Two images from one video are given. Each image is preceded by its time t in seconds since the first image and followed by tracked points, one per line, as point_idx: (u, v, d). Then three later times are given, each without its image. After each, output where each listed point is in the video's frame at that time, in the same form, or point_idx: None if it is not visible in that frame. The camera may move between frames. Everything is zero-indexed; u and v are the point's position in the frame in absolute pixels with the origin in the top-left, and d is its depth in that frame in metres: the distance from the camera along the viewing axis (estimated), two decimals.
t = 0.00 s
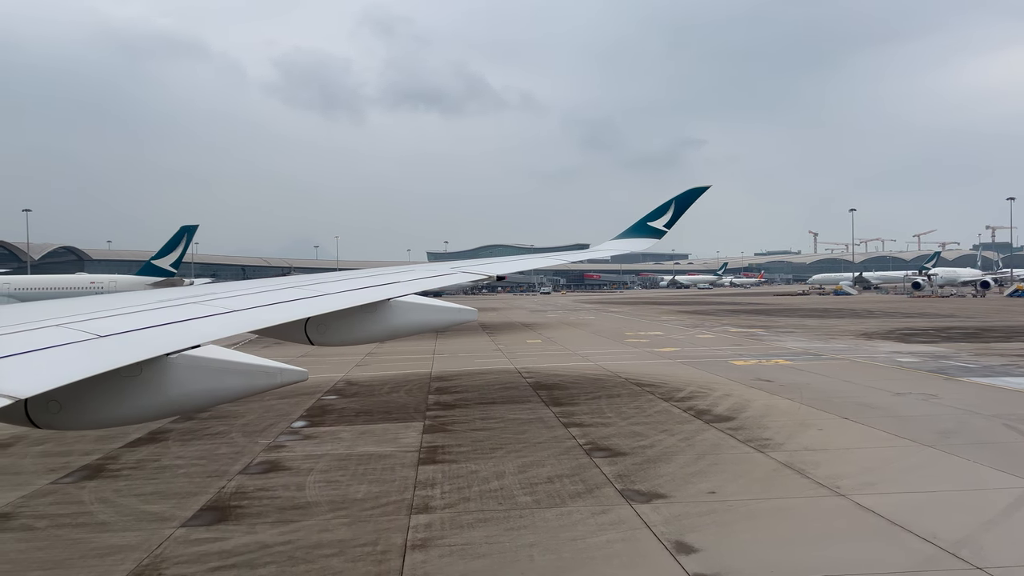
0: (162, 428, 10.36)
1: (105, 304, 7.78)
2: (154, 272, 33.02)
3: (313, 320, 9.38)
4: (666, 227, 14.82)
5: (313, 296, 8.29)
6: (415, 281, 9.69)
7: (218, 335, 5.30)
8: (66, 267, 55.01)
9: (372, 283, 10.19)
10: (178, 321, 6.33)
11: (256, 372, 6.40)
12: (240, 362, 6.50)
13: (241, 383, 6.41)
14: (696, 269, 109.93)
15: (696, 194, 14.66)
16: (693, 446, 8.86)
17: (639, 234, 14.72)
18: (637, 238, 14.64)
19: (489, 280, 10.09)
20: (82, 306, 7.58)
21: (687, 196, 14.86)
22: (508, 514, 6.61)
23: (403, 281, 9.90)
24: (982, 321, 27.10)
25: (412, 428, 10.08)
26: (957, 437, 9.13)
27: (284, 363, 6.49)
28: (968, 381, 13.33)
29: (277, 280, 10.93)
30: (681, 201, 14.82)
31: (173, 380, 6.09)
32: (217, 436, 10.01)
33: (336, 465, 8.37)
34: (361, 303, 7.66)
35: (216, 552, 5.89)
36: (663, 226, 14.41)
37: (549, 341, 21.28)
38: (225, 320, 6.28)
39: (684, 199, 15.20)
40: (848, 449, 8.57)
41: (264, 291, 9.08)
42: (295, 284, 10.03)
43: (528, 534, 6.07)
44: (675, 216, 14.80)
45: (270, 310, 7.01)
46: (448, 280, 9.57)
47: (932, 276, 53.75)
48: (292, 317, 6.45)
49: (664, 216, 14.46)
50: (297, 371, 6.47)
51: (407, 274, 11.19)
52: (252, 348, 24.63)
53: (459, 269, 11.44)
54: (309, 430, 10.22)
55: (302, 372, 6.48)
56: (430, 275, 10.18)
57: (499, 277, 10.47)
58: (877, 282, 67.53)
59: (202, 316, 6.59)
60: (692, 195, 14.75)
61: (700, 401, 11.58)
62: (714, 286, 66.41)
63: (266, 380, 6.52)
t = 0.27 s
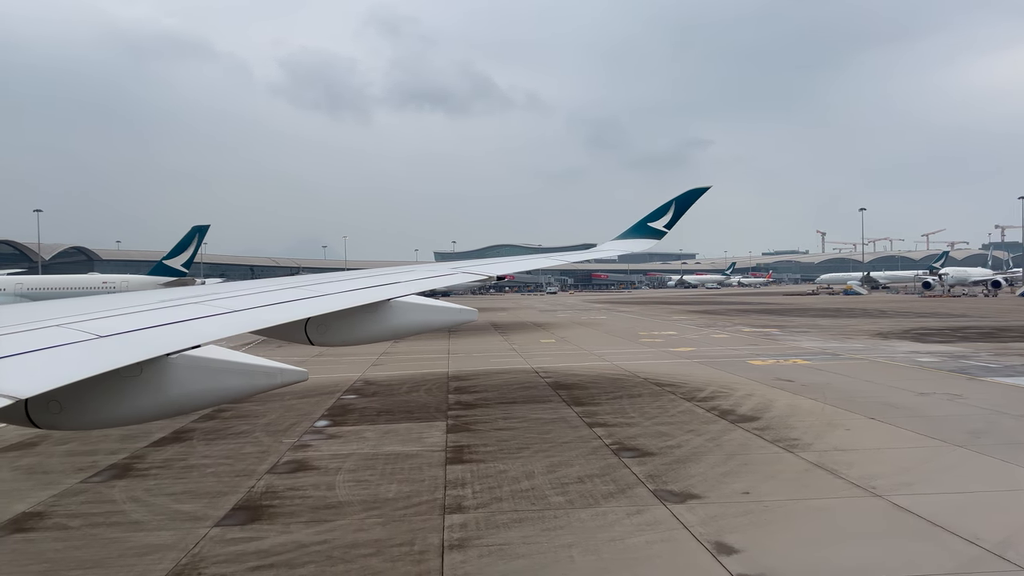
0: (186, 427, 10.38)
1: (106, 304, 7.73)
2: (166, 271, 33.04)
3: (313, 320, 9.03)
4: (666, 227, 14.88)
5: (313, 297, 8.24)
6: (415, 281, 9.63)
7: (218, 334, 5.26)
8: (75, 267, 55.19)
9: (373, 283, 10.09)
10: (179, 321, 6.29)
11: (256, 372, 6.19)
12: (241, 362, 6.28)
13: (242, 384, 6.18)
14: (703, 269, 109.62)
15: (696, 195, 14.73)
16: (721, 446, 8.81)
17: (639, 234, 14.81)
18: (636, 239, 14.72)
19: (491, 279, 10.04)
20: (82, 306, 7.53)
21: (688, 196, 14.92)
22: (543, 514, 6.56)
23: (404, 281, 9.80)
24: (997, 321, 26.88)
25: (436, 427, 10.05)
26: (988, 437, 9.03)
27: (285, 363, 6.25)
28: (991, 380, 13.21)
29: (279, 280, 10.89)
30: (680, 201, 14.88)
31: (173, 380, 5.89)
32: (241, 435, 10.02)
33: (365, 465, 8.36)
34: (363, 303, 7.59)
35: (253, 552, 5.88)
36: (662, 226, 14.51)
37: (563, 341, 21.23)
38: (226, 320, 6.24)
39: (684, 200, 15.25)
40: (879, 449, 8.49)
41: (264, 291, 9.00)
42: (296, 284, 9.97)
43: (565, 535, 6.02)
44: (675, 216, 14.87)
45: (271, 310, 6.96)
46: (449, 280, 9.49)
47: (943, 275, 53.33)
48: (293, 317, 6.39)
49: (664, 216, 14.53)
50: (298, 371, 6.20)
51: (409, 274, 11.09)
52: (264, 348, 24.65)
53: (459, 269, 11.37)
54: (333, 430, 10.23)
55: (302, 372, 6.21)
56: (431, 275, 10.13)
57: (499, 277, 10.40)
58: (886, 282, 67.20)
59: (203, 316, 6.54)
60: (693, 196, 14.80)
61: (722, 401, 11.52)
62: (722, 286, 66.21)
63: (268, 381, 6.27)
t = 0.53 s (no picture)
0: (209, 427, 10.40)
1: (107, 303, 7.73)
2: (177, 271, 33.04)
3: (313, 320, 8.86)
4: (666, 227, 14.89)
5: (314, 297, 8.23)
6: (415, 282, 9.62)
7: (218, 335, 5.26)
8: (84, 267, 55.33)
9: (373, 283, 10.05)
10: (180, 321, 6.29)
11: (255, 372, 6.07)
12: (241, 362, 6.27)
13: (241, 384, 6.15)
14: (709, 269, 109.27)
15: (696, 195, 14.75)
16: (750, 446, 8.75)
17: (639, 234, 14.83)
18: (636, 239, 14.73)
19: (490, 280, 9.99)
20: (83, 305, 7.53)
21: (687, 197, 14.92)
22: (578, 515, 6.51)
23: (403, 282, 9.76)
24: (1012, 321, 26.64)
25: (460, 427, 10.02)
26: (1019, 438, 8.94)
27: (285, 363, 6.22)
28: (1015, 380, 13.08)
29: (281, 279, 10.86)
30: (680, 202, 14.89)
31: (173, 379, 5.87)
32: (265, 435, 10.03)
33: (392, 464, 8.34)
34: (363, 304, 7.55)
35: (290, 552, 5.86)
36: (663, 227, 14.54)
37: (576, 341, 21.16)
38: (227, 320, 6.24)
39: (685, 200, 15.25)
40: (909, 449, 8.41)
41: (265, 291, 8.96)
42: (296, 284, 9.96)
43: (602, 535, 5.97)
44: (675, 216, 14.88)
45: (271, 311, 6.96)
46: (449, 280, 9.44)
47: (955, 275, 52.88)
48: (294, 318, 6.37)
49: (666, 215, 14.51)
50: (298, 371, 6.17)
51: (409, 274, 11.04)
52: (277, 348, 24.68)
53: (459, 269, 11.34)
54: (356, 429, 10.23)
55: (301, 372, 6.18)
56: (430, 276, 10.12)
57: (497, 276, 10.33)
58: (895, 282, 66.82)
59: (204, 316, 6.54)
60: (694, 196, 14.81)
61: (744, 401, 11.45)
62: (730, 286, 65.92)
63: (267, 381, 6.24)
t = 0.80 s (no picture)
0: (231, 426, 10.41)
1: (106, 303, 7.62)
2: (187, 271, 33.04)
3: (312, 320, 8.51)
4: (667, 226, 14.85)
5: (315, 296, 8.10)
6: (416, 282, 9.50)
7: (219, 334, 5.16)
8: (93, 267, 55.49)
9: (373, 282, 9.93)
10: (180, 321, 6.18)
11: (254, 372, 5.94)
12: (239, 362, 6.07)
13: (242, 384, 5.94)
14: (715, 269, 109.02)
15: (697, 194, 14.73)
16: (778, 446, 8.70)
17: (639, 234, 14.80)
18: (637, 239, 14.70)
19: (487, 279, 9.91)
20: (83, 305, 7.42)
21: (687, 197, 14.88)
22: (613, 515, 6.47)
23: (403, 281, 9.63)
24: None
25: (484, 427, 9.99)
26: None
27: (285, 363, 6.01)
28: None
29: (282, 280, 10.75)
30: (680, 201, 14.84)
31: (173, 379, 5.67)
32: (288, 434, 10.02)
33: (418, 464, 8.32)
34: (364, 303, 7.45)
35: (326, 551, 5.83)
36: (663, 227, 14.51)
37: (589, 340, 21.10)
38: (228, 320, 6.13)
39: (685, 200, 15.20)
40: (939, 449, 8.35)
41: (265, 290, 8.84)
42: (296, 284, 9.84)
43: (639, 536, 5.92)
44: (675, 216, 14.84)
45: (272, 310, 6.85)
46: (449, 280, 9.32)
47: (965, 275, 52.57)
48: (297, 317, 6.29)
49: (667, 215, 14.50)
50: (298, 371, 5.96)
51: (409, 273, 10.90)
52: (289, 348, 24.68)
53: (459, 269, 11.20)
54: (379, 429, 10.22)
55: (302, 372, 5.97)
56: (430, 276, 10.01)
57: (497, 276, 10.23)
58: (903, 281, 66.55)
59: (204, 315, 6.42)
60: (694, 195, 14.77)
61: (766, 401, 11.40)
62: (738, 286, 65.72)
63: (266, 381, 6.03)
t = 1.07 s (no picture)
0: (253, 426, 10.44)
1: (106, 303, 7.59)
2: (198, 271, 33.05)
3: (312, 320, 8.52)
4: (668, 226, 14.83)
5: (315, 297, 8.04)
6: (417, 282, 9.43)
7: (218, 334, 5.13)
8: (101, 267, 55.62)
9: (373, 283, 9.86)
10: (180, 321, 6.16)
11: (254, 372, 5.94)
12: (239, 361, 6.07)
13: (242, 383, 5.94)
14: (721, 268, 108.74)
15: (697, 194, 14.69)
16: (806, 446, 8.64)
17: (639, 234, 14.79)
18: (637, 239, 14.69)
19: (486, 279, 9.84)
20: (83, 305, 7.40)
21: (688, 197, 14.87)
22: (648, 515, 6.43)
23: (404, 282, 9.57)
24: None
25: (507, 426, 9.96)
26: None
27: (283, 363, 6.01)
28: None
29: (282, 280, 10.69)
30: (681, 202, 14.83)
31: (172, 379, 5.70)
32: (311, 434, 10.03)
33: (445, 463, 8.30)
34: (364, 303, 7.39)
35: (362, 551, 5.81)
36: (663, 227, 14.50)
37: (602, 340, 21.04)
38: (227, 320, 6.10)
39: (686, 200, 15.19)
40: (969, 450, 8.28)
41: (265, 289, 8.78)
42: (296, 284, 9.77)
43: (677, 537, 5.88)
44: (676, 216, 14.84)
45: (272, 310, 6.80)
46: (449, 280, 9.25)
47: (975, 275, 52.22)
48: (299, 318, 6.26)
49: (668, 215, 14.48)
50: (297, 371, 5.95)
51: (410, 273, 10.82)
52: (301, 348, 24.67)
53: (460, 269, 11.13)
54: (401, 428, 10.21)
55: (300, 373, 5.96)
56: (429, 276, 9.94)
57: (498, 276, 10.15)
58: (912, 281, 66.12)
59: (204, 315, 6.39)
60: (694, 195, 14.76)
61: (787, 400, 11.34)
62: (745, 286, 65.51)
63: (265, 381, 6.03)
